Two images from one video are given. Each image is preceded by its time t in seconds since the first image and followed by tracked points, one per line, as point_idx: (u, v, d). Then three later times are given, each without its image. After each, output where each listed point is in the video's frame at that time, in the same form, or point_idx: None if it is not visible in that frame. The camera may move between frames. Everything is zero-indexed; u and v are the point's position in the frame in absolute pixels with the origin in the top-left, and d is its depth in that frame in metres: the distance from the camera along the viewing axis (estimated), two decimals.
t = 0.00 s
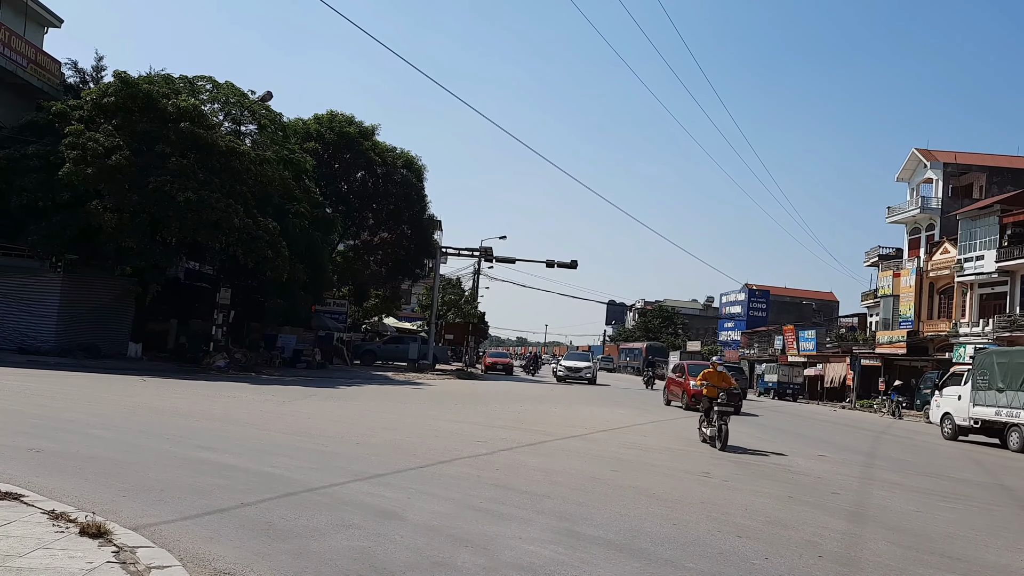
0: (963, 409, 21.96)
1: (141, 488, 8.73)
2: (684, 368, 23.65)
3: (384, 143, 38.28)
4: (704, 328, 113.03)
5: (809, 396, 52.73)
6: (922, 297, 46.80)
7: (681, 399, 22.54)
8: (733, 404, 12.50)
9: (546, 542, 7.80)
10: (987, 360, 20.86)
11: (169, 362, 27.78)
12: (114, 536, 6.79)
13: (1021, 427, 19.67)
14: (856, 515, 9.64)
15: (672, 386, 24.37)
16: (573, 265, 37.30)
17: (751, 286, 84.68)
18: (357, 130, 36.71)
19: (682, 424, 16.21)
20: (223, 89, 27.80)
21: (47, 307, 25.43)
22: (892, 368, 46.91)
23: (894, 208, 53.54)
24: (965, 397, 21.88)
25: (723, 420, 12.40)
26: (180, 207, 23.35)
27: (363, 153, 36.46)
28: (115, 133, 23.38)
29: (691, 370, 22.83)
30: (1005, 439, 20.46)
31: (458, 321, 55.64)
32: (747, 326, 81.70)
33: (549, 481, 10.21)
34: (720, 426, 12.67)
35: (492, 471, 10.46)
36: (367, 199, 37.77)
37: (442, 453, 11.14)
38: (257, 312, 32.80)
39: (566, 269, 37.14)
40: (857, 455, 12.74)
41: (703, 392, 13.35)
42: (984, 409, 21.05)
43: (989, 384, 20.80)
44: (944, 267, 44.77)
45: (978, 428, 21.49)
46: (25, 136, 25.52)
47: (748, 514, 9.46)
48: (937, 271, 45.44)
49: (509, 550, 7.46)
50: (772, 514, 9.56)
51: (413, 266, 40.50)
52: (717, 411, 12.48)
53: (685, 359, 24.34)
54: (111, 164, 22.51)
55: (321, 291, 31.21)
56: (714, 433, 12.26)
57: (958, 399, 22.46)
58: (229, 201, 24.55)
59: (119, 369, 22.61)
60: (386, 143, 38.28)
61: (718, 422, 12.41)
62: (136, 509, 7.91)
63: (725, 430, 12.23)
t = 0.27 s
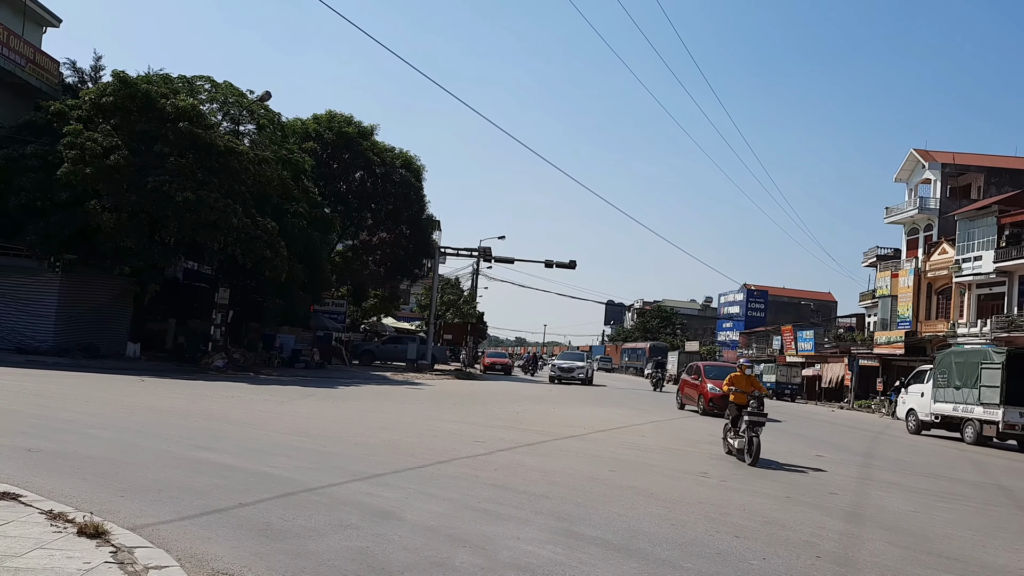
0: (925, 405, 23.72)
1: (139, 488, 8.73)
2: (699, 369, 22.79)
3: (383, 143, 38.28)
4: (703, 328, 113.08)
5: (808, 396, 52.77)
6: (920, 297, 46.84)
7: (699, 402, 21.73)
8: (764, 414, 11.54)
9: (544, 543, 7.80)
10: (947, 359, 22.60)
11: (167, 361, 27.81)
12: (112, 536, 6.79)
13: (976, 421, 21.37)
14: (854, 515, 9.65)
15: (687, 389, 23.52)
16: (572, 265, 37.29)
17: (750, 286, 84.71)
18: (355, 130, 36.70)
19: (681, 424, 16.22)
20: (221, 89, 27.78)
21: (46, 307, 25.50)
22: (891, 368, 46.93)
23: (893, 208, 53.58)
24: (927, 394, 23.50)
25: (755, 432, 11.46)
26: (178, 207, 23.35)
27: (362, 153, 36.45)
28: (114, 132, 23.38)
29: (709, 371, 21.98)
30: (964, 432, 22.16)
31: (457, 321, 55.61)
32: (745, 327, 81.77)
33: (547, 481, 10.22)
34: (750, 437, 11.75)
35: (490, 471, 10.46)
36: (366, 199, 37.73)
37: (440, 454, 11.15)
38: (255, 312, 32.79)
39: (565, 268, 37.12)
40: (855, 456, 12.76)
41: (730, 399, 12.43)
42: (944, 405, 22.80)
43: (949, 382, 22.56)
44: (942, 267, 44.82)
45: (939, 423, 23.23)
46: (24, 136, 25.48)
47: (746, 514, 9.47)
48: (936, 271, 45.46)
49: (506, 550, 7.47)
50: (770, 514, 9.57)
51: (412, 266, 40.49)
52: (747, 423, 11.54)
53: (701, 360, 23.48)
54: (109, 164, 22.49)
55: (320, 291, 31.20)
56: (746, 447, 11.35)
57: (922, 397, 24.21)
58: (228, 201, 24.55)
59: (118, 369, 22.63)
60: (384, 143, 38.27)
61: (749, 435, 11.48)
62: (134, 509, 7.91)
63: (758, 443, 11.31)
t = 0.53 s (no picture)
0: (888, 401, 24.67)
1: (135, 488, 8.71)
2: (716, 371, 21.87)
3: (380, 142, 38.25)
4: (700, 328, 113.15)
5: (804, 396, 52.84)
6: (917, 297, 46.91)
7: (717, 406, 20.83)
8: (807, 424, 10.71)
9: (541, 543, 7.80)
10: (908, 357, 23.58)
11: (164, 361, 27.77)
12: (108, 536, 6.78)
13: (934, 415, 22.30)
14: (850, 515, 9.66)
15: (702, 391, 22.58)
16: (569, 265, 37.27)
17: (746, 286, 84.76)
18: (352, 130, 36.66)
19: (677, 424, 16.22)
20: (218, 88, 27.73)
21: (41, 307, 25.45)
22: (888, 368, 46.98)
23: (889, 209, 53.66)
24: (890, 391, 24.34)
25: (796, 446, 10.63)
26: (174, 206, 23.30)
27: (359, 152, 36.42)
28: (110, 131, 23.32)
29: (727, 374, 21.06)
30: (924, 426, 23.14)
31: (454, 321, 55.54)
32: (742, 327, 81.84)
33: (544, 481, 10.21)
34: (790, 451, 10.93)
35: (487, 471, 10.46)
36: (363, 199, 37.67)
37: (437, 454, 11.14)
38: (252, 312, 32.73)
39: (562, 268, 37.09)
40: (852, 456, 12.77)
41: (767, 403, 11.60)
42: (905, 401, 23.71)
43: (909, 379, 23.51)
44: (938, 267, 44.89)
45: (902, 417, 24.15)
46: (20, 135, 25.39)
47: (743, 514, 9.47)
48: (932, 271, 45.53)
49: (503, 550, 7.46)
50: (767, 514, 9.57)
51: (409, 265, 40.44)
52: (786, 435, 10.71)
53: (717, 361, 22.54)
54: (106, 163, 22.44)
55: (317, 290, 31.15)
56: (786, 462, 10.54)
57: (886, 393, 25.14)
58: (224, 200, 24.51)
59: (113, 369, 22.59)
60: (381, 143, 38.24)
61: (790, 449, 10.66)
62: (130, 509, 7.89)
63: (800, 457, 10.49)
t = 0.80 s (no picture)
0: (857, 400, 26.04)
1: (131, 488, 8.70)
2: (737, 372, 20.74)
3: (376, 142, 38.20)
4: (696, 328, 113.23)
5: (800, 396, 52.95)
6: (912, 297, 47.00)
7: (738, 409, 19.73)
8: (866, 438, 9.78)
9: (537, 542, 7.81)
10: (871, 356, 24.76)
11: (159, 361, 27.72)
12: (103, 536, 6.77)
13: (894, 410, 23.72)
14: (845, 515, 9.68)
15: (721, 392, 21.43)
16: (565, 265, 37.25)
17: (742, 286, 84.84)
18: (348, 130, 36.61)
19: (674, 423, 16.22)
20: (214, 87, 27.65)
21: (36, 307, 25.39)
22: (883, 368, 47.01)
23: (885, 209, 53.75)
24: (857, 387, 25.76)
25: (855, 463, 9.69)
26: (170, 206, 23.26)
27: (355, 152, 36.38)
28: (105, 130, 23.25)
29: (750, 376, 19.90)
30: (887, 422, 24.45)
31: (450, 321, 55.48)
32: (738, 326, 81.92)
33: (540, 481, 10.22)
34: (846, 468, 9.99)
35: (483, 471, 10.47)
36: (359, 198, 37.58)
37: (433, 453, 11.13)
38: (248, 312, 32.67)
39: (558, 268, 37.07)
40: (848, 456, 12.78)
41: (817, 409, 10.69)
42: (870, 397, 25.04)
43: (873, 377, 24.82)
44: (933, 267, 44.98)
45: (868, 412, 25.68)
46: (15, 134, 25.29)
47: (739, 514, 9.49)
48: (927, 271, 45.64)
49: (499, 550, 7.47)
50: (762, 513, 9.59)
51: (405, 265, 40.40)
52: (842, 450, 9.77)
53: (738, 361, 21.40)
54: (101, 163, 22.38)
55: (313, 290, 31.12)
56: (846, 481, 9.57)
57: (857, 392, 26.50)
58: (220, 200, 24.46)
59: (109, 369, 22.55)
60: (377, 142, 38.19)
61: (847, 466, 9.72)
62: (125, 509, 7.88)
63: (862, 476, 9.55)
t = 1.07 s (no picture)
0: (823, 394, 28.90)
1: (125, 489, 8.68)
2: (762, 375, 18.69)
3: (371, 142, 38.19)
4: (691, 328, 113.42)
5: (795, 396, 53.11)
6: (906, 297, 47.15)
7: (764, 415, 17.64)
8: (955, 460, 8.49)
9: (532, 542, 7.81)
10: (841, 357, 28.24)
11: (154, 361, 27.67)
12: (97, 536, 6.76)
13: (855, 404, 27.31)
14: (840, 514, 9.70)
15: (742, 396, 19.42)
16: (560, 265, 37.27)
17: (737, 286, 85.02)
18: (343, 130, 36.58)
19: (669, 423, 16.23)
20: (209, 87, 27.59)
21: (30, 307, 25.32)
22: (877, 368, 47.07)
23: (879, 209, 53.92)
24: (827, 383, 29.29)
25: (943, 490, 8.40)
26: (165, 205, 23.19)
27: (350, 152, 36.35)
28: (99, 130, 23.18)
29: (778, 379, 17.84)
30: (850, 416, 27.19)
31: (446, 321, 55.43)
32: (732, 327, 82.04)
33: (535, 481, 10.22)
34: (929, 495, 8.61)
35: (478, 471, 10.47)
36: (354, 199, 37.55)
37: (428, 453, 11.12)
38: (242, 312, 32.62)
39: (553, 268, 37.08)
40: (842, 455, 12.81)
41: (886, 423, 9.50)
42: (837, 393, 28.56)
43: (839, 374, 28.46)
44: (927, 267, 45.13)
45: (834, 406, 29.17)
46: (8, 133, 25.20)
47: (734, 514, 9.50)
48: (920, 272, 45.77)
49: (494, 550, 7.47)
50: (757, 513, 9.60)
51: (400, 265, 40.37)
52: (929, 475, 8.43)
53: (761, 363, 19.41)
54: (95, 162, 22.32)
55: (307, 290, 31.09)
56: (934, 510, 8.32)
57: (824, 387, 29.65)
58: (215, 200, 24.40)
59: (102, 369, 22.50)
60: (372, 142, 38.18)
61: (934, 493, 8.42)
62: (119, 510, 7.87)
63: (951, 506, 8.29)
